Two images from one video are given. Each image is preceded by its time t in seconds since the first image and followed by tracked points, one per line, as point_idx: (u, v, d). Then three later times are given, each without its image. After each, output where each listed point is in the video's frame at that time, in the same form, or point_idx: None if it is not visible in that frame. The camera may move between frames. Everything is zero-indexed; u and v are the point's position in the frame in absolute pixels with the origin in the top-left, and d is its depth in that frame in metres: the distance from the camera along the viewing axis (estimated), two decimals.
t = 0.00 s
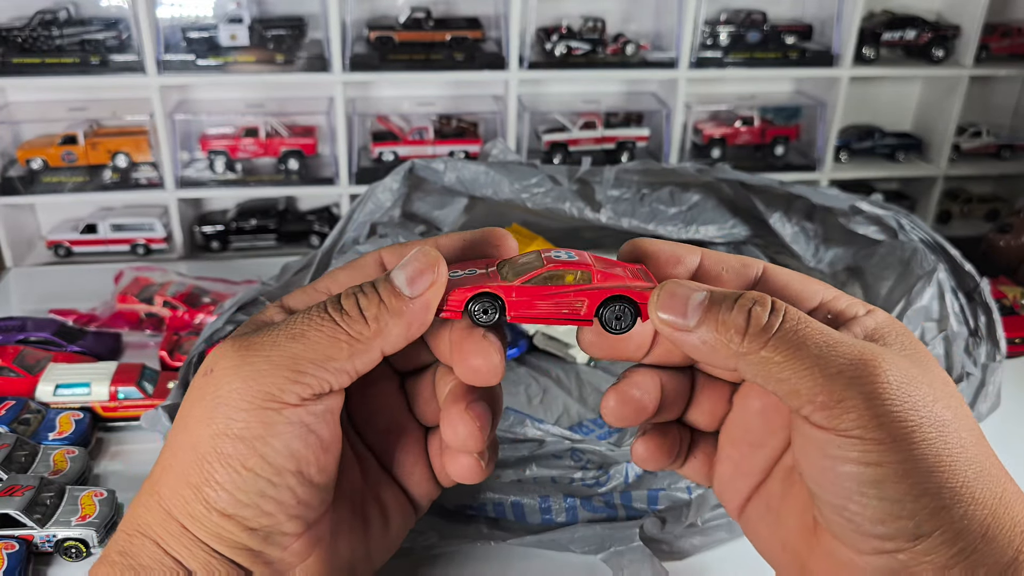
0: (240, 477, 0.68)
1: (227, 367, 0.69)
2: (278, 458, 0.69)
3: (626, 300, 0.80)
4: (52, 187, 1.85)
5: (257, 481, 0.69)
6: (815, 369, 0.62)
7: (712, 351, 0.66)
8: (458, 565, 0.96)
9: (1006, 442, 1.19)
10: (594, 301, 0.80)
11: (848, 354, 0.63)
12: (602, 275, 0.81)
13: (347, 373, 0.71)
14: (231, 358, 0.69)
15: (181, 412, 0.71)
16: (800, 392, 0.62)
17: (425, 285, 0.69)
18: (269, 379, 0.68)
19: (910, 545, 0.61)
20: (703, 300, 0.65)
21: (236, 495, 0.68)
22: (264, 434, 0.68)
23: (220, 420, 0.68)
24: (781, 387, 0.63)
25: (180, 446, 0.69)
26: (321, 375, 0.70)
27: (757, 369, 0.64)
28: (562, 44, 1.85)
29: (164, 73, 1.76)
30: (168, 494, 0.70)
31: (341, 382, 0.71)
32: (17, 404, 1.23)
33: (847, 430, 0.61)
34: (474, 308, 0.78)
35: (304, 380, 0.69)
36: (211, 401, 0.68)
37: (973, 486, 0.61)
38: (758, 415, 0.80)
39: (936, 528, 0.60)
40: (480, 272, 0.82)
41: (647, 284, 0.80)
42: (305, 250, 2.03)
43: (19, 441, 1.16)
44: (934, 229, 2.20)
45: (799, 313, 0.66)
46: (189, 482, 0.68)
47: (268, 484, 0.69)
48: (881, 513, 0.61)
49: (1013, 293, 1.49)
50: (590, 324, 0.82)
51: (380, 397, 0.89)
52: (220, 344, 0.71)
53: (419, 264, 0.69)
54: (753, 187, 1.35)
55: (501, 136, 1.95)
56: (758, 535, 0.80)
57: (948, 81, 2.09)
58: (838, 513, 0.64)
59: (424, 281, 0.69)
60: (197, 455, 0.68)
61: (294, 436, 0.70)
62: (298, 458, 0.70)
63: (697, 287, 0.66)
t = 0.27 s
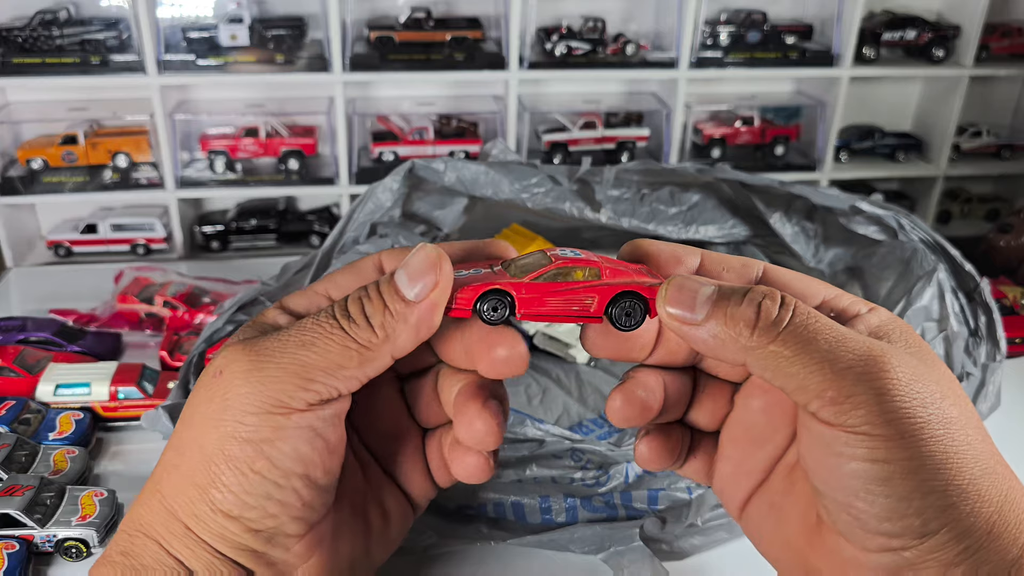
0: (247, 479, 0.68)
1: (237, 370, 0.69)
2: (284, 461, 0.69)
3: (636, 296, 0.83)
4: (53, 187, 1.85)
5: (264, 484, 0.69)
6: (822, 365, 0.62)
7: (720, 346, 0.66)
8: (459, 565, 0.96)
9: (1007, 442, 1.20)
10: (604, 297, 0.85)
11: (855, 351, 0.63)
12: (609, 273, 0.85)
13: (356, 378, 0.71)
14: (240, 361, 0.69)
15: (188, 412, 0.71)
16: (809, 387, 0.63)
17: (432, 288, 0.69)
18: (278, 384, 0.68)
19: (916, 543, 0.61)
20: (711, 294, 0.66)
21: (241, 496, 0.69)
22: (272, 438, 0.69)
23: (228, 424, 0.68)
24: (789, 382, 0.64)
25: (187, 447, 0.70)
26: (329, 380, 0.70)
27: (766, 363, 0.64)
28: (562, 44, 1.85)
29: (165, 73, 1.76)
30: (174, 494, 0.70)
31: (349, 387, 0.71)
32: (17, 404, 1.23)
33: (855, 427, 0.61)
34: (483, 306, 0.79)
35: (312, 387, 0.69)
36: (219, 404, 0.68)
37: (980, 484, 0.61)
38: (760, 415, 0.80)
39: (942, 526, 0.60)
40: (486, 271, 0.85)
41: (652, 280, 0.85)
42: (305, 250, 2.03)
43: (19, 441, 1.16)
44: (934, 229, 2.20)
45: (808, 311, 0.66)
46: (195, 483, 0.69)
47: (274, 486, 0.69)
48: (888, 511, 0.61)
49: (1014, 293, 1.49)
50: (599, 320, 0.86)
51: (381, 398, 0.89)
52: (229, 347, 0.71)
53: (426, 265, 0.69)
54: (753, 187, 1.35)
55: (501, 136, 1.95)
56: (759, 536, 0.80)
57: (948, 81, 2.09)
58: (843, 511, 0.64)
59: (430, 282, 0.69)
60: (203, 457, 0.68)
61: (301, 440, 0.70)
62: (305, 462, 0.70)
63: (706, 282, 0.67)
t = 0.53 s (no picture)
0: (240, 477, 0.68)
1: (229, 368, 0.69)
2: (277, 459, 0.69)
3: (628, 301, 0.79)
4: (53, 188, 1.85)
5: (257, 482, 0.69)
6: (819, 369, 0.62)
7: (716, 352, 0.65)
8: (458, 565, 0.96)
9: (1006, 442, 1.19)
10: (595, 301, 0.81)
11: (852, 353, 0.63)
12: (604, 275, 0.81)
13: (348, 374, 0.72)
14: (232, 359, 0.70)
15: (181, 411, 0.71)
16: (805, 391, 0.62)
17: (421, 283, 0.68)
18: (269, 381, 0.68)
19: (916, 545, 0.61)
20: (705, 300, 0.65)
21: (234, 495, 0.69)
22: (264, 435, 0.69)
23: (220, 421, 0.68)
24: (785, 386, 0.63)
25: (180, 446, 0.70)
26: (320, 377, 0.70)
27: (762, 368, 0.64)
28: (562, 43, 1.85)
29: (165, 73, 1.76)
30: (167, 494, 0.70)
31: (341, 382, 0.72)
32: (17, 404, 1.23)
33: (852, 430, 0.61)
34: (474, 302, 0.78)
35: (304, 383, 0.69)
36: (212, 401, 0.69)
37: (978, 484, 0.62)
38: (757, 417, 0.80)
39: (942, 528, 0.60)
40: (482, 267, 0.83)
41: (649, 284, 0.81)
42: (305, 250, 2.03)
43: (19, 441, 1.16)
44: (934, 229, 2.20)
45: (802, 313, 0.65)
46: (188, 482, 0.68)
47: (267, 485, 0.69)
48: (888, 513, 0.61)
49: (1014, 293, 1.49)
50: (591, 324, 0.82)
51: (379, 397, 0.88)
52: (221, 346, 0.71)
53: (415, 259, 0.68)
54: (753, 187, 1.35)
55: (501, 136, 1.95)
56: (757, 536, 0.81)
57: (948, 81, 2.09)
58: (843, 513, 0.64)
59: (420, 276, 0.68)
60: (196, 455, 0.68)
61: (294, 437, 0.70)
62: (298, 460, 0.70)
63: (699, 287, 0.66)
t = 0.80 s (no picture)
0: (242, 478, 0.68)
1: (231, 368, 0.69)
2: (279, 460, 0.69)
3: (630, 300, 0.80)
4: (53, 187, 1.85)
5: (259, 483, 0.69)
6: (822, 368, 0.62)
7: (718, 351, 0.65)
8: (459, 565, 0.96)
9: (1007, 442, 1.19)
10: (598, 301, 0.80)
11: (854, 352, 0.63)
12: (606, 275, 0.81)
13: (351, 376, 0.71)
14: (235, 360, 0.69)
15: (183, 411, 0.71)
16: (807, 390, 0.62)
17: (425, 285, 0.68)
18: (272, 382, 0.68)
19: (917, 545, 0.61)
20: (708, 299, 0.65)
21: (236, 495, 0.68)
22: (267, 437, 0.69)
23: (223, 422, 0.68)
24: (787, 385, 0.63)
25: (181, 446, 0.70)
26: (323, 379, 0.70)
27: (764, 367, 0.64)
28: (562, 44, 1.85)
29: (165, 73, 1.76)
30: (168, 494, 0.70)
31: (344, 384, 0.71)
32: (17, 404, 1.23)
33: (854, 429, 0.61)
34: (478, 304, 0.78)
35: (306, 385, 0.69)
36: (214, 401, 0.69)
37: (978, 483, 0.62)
38: (757, 417, 0.80)
39: (943, 527, 0.60)
40: (483, 268, 0.83)
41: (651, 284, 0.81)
42: (306, 250, 2.03)
43: (19, 441, 1.16)
44: (934, 229, 2.20)
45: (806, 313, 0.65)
46: (189, 482, 0.68)
47: (269, 485, 0.69)
48: (890, 512, 0.61)
49: (1014, 293, 1.49)
50: (593, 324, 0.82)
51: (380, 397, 0.88)
52: (223, 346, 0.71)
53: (422, 262, 0.68)
54: (753, 187, 1.35)
55: (501, 136, 1.95)
56: (758, 535, 0.81)
57: (948, 81, 2.09)
58: (844, 513, 0.65)
59: (424, 278, 0.68)
60: (198, 456, 0.68)
61: (296, 438, 0.70)
62: (300, 461, 0.70)
63: (702, 286, 0.66)
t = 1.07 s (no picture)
0: (241, 478, 0.68)
1: (230, 368, 0.69)
2: (279, 460, 0.69)
3: (630, 300, 0.81)
4: (53, 187, 1.85)
5: (258, 483, 0.69)
6: (822, 368, 0.62)
7: (718, 351, 0.65)
8: (459, 565, 0.96)
9: (1007, 442, 1.19)
10: (598, 300, 0.81)
11: (854, 351, 0.63)
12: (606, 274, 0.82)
13: (350, 375, 0.71)
14: (234, 360, 0.69)
15: (183, 410, 0.71)
16: (807, 390, 0.62)
17: (423, 283, 0.68)
18: (272, 382, 0.68)
19: (917, 545, 0.61)
20: (708, 299, 0.65)
21: (235, 495, 0.69)
22: (266, 436, 0.69)
23: (222, 422, 0.68)
24: (788, 385, 0.63)
25: (180, 445, 0.69)
26: (323, 379, 0.70)
27: (765, 367, 0.64)
28: (562, 43, 1.85)
29: (164, 73, 1.76)
30: (168, 494, 0.70)
31: (343, 382, 0.71)
32: (17, 404, 1.23)
33: (855, 429, 0.61)
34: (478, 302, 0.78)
35: (305, 384, 0.69)
36: (214, 401, 0.69)
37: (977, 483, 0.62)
38: (757, 417, 0.80)
39: (944, 526, 0.60)
40: (482, 268, 0.83)
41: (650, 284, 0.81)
42: (305, 250, 2.03)
43: (20, 441, 1.16)
44: (934, 229, 2.20)
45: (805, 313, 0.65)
46: (189, 482, 0.68)
47: (269, 485, 0.69)
48: (891, 512, 0.61)
49: (1014, 293, 1.49)
50: (592, 323, 0.83)
51: (380, 396, 0.88)
52: (222, 346, 0.71)
53: (420, 260, 0.68)
54: (753, 187, 1.35)
55: (501, 136, 1.95)
56: (758, 535, 0.81)
57: (948, 81, 2.09)
58: (844, 512, 0.65)
59: (421, 276, 0.68)
60: (197, 456, 0.68)
61: (296, 438, 0.70)
62: (299, 461, 0.70)
63: (703, 286, 0.66)
